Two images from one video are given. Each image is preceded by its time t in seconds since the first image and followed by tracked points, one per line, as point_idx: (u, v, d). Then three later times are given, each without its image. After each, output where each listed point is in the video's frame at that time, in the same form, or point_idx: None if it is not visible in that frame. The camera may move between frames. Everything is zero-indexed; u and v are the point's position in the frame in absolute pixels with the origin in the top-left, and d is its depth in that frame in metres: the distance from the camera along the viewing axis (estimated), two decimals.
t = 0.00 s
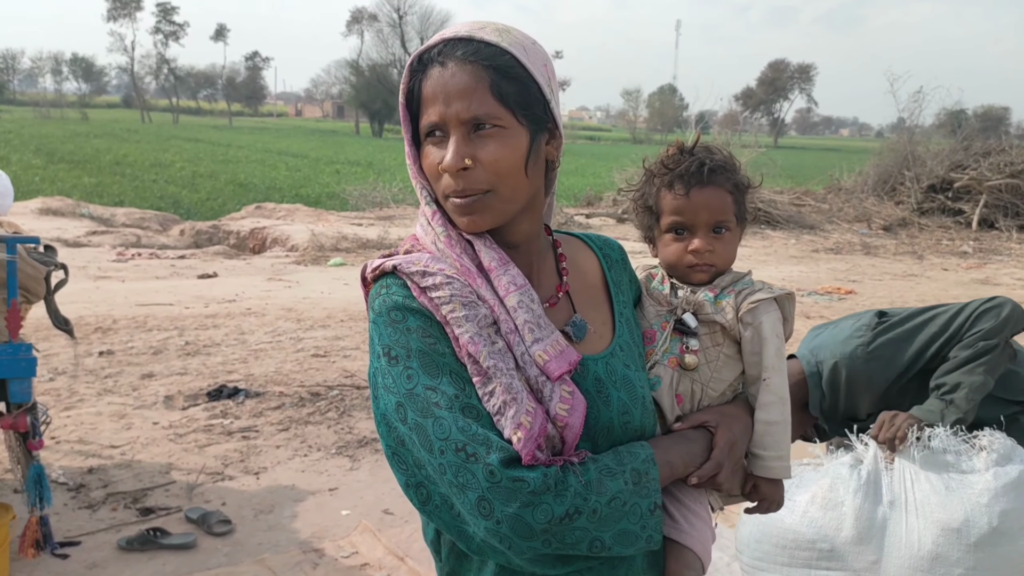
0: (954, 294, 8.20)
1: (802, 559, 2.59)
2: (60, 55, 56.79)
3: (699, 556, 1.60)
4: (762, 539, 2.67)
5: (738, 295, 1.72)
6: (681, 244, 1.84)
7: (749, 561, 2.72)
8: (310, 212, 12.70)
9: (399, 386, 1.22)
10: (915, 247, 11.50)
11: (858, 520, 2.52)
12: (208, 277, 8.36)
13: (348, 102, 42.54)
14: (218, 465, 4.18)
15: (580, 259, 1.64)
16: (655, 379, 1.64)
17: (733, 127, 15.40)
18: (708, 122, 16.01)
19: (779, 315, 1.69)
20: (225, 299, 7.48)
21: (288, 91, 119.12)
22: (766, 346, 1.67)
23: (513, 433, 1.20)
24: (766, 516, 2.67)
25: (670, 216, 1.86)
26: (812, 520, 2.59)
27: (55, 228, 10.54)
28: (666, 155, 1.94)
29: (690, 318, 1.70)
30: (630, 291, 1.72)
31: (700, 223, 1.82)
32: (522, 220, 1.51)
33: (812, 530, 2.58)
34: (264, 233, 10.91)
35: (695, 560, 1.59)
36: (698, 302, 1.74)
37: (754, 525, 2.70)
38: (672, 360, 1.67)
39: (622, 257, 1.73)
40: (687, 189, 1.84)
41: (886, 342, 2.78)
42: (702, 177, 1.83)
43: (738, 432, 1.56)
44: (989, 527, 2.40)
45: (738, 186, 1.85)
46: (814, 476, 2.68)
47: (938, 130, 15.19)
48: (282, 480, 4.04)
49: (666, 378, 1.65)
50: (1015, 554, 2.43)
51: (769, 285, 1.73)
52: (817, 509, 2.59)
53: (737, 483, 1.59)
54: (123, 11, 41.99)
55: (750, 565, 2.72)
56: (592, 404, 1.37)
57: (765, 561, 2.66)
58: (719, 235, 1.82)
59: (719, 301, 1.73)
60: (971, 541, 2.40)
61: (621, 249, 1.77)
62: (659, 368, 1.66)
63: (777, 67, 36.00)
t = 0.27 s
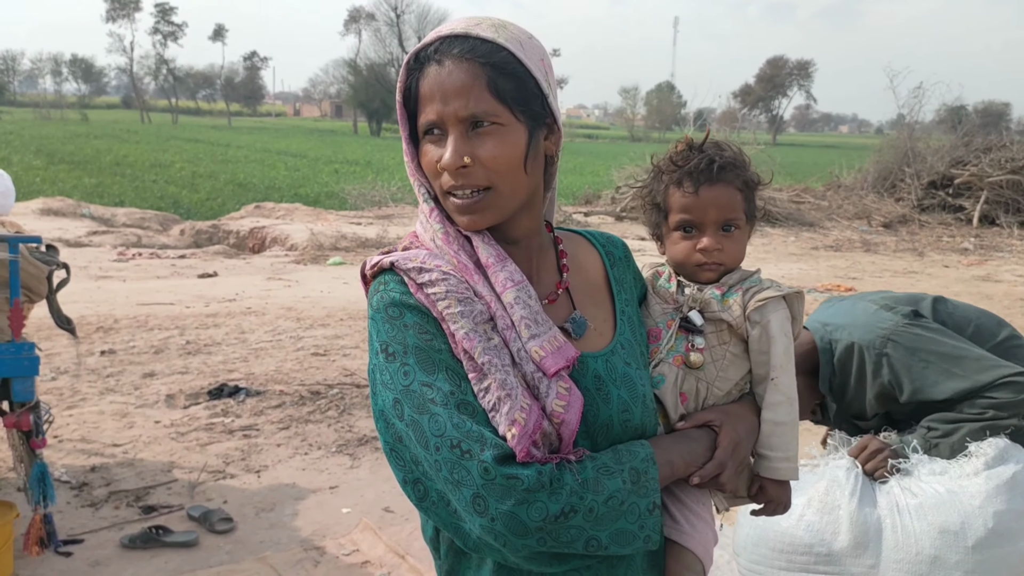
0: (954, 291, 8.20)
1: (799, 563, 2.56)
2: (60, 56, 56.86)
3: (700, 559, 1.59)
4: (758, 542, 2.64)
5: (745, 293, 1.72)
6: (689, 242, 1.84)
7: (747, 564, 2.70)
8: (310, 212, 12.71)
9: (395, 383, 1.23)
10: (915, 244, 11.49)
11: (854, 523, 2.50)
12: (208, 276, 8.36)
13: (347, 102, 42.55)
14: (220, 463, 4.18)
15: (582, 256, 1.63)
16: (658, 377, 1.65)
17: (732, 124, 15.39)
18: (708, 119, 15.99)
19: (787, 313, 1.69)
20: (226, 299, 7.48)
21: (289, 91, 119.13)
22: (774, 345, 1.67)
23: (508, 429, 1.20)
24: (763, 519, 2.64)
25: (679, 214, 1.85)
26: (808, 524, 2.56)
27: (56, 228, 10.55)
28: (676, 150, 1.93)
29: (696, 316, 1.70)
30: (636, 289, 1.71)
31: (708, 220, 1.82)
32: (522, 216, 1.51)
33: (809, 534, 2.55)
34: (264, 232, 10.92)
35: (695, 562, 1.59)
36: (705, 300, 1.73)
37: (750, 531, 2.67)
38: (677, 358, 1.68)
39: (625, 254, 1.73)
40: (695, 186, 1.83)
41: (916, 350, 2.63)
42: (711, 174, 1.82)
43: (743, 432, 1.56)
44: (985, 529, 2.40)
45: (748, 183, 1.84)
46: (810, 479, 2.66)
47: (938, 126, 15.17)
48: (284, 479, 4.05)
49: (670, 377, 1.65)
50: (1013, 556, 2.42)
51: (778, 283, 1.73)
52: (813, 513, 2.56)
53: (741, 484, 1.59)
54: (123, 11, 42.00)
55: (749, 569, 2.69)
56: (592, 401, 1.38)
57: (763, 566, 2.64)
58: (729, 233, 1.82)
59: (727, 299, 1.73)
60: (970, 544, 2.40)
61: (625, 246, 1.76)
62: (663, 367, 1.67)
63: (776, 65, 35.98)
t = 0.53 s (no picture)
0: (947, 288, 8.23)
1: (798, 561, 2.54)
2: (57, 55, 56.87)
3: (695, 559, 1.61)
4: (757, 541, 2.62)
5: (740, 294, 1.74)
6: (686, 242, 1.86)
7: (746, 563, 2.67)
8: (307, 211, 12.73)
9: (390, 388, 1.25)
10: (910, 241, 11.51)
11: (853, 523, 2.47)
12: (205, 275, 8.39)
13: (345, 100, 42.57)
14: (218, 461, 4.21)
15: (575, 257, 1.65)
16: (653, 377, 1.65)
17: (729, 122, 15.41)
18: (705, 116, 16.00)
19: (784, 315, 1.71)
20: (223, 297, 7.51)
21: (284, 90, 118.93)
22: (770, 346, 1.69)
23: (504, 433, 1.22)
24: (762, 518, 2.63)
25: (678, 214, 1.87)
26: (807, 522, 2.53)
27: (54, 227, 10.58)
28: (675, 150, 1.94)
29: (691, 317, 1.72)
30: (628, 290, 1.73)
31: (706, 221, 1.84)
32: (522, 215, 1.53)
33: (807, 532, 2.52)
34: (261, 231, 10.94)
35: (692, 563, 1.60)
36: (701, 301, 1.75)
37: (749, 529, 2.65)
38: (672, 358, 1.69)
39: (617, 255, 1.75)
40: (694, 187, 1.85)
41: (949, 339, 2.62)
42: (710, 175, 1.84)
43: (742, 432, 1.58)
44: (985, 528, 2.39)
45: (745, 184, 1.87)
46: (809, 478, 2.65)
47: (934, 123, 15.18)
48: (281, 477, 4.07)
49: (665, 377, 1.65)
50: (1012, 555, 2.42)
51: (772, 284, 1.75)
52: (813, 511, 2.54)
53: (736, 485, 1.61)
54: (121, 10, 41.99)
55: (747, 567, 2.67)
56: (587, 403, 1.39)
57: (762, 563, 2.61)
58: (725, 236, 1.84)
59: (722, 299, 1.75)
60: (969, 542, 2.39)
61: (617, 247, 1.78)
62: (658, 366, 1.67)
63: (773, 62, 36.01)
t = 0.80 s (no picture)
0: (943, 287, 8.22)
1: (798, 561, 2.48)
2: (53, 54, 56.70)
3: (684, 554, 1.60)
4: (756, 540, 2.56)
5: (718, 293, 1.76)
6: (668, 241, 1.84)
7: (745, 562, 2.61)
8: (303, 209, 12.71)
9: (394, 406, 1.22)
10: (907, 239, 11.52)
11: (855, 523, 2.40)
12: (201, 274, 8.38)
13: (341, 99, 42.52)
14: (213, 461, 4.21)
15: (555, 255, 1.65)
16: (635, 376, 1.65)
17: (725, 120, 15.41)
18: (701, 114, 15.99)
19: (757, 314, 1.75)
20: (219, 296, 7.50)
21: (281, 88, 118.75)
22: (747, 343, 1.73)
23: (521, 451, 1.23)
24: (762, 518, 2.56)
25: (662, 211, 1.85)
26: (808, 523, 2.48)
27: (49, 226, 10.56)
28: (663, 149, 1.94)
29: (671, 314, 1.71)
30: (604, 286, 1.73)
31: (691, 222, 1.82)
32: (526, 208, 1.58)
33: (808, 533, 2.46)
34: (257, 229, 10.92)
35: (685, 558, 1.60)
36: (680, 298, 1.74)
37: (748, 528, 2.58)
38: (652, 356, 1.69)
39: (591, 253, 1.75)
40: (682, 186, 1.83)
41: (988, 326, 2.70)
42: (698, 174, 1.82)
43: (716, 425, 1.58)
44: (987, 529, 2.34)
45: (730, 185, 1.86)
46: (809, 479, 2.59)
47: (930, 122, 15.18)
48: (276, 476, 4.07)
49: (647, 375, 1.66)
50: (1015, 557, 2.36)
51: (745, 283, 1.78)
52: (813, 512, 2.48)
53: (712, 477, 1.62)
54: (116, 8, 41.88)
55: (746, 567, 2.60)
56: (587, 407, 1.40)
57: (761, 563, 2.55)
58: (706, 237, 1.84)
59: (700, 297, 1.75)
60: (972, 544, 2.34)
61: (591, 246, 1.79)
62: (640, 365, 1.67)
63: (769, 61, 36.05)
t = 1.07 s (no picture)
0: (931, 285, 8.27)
1: (788, 561, 2.36)
2: (42, 53, 56.42)
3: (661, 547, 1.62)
4: (746, 539, 2.45)
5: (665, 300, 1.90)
6: (630, 254, 1.91)
7: (735, 561, 2.50)
8: (293, 209, 12.69)
9: (446, 412, 1.14)
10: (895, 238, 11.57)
11: (844, 522, 2.30)
12: (190, 274, 8.36)
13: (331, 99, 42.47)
14: (201, 462, 4.20)
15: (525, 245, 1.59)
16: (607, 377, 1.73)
17: (714, 119, 15.45)
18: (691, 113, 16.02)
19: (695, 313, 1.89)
20: (208, 296, 7.48)
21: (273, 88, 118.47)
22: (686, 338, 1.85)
23: (576, 454, 1.23)
24: (752, 516, 2.46)
25: (628, 222, 1.91)
26: (798, 522, 2.36)
27: (37, 227, 10.52)
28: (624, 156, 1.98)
29: (631, 318, 1.82)
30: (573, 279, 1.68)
31: (654, 238, 1.90)
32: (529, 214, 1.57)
33: (798, 531, 2.35)
34: (247, 229, 10.91)
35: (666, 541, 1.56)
36: (639, 303, 1.85)
37: (737, 528, 2.47)
38: (617, 358, 1.78)
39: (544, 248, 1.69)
40: (651, 204, 1.89)
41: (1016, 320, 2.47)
42: (666, 196, 1.91)
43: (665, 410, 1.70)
44: (976, 528, 2.24)
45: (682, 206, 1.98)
46: (798, 476, 2.48)
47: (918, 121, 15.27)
48: (265, 478, 4.06)
49: (615, 376, 1.76)
50: (1003, 555, 2.28)
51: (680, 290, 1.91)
52: (803, 510, 2.37)
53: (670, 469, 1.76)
54: (106, 9, 41.71)
55: (735, 566, 2.50)
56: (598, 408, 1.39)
57: (750, 563, 2.45)
58: (661, 254, 1.93)
59: (652, 302, 1.87)
60: (962, 543, 2.24)
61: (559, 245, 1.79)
62: (609, 366, 1.76)
63: (758, 60, 36.21)
